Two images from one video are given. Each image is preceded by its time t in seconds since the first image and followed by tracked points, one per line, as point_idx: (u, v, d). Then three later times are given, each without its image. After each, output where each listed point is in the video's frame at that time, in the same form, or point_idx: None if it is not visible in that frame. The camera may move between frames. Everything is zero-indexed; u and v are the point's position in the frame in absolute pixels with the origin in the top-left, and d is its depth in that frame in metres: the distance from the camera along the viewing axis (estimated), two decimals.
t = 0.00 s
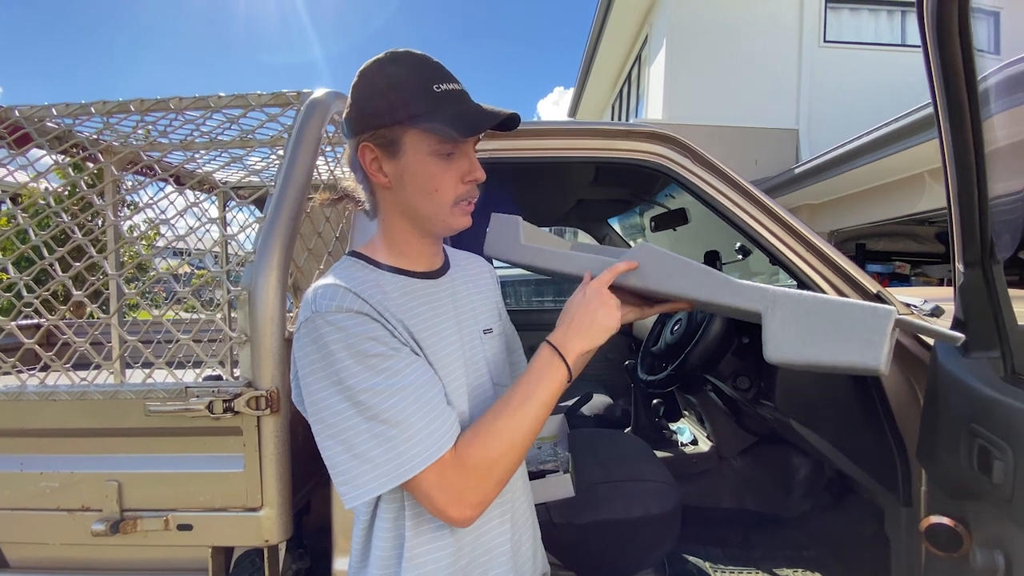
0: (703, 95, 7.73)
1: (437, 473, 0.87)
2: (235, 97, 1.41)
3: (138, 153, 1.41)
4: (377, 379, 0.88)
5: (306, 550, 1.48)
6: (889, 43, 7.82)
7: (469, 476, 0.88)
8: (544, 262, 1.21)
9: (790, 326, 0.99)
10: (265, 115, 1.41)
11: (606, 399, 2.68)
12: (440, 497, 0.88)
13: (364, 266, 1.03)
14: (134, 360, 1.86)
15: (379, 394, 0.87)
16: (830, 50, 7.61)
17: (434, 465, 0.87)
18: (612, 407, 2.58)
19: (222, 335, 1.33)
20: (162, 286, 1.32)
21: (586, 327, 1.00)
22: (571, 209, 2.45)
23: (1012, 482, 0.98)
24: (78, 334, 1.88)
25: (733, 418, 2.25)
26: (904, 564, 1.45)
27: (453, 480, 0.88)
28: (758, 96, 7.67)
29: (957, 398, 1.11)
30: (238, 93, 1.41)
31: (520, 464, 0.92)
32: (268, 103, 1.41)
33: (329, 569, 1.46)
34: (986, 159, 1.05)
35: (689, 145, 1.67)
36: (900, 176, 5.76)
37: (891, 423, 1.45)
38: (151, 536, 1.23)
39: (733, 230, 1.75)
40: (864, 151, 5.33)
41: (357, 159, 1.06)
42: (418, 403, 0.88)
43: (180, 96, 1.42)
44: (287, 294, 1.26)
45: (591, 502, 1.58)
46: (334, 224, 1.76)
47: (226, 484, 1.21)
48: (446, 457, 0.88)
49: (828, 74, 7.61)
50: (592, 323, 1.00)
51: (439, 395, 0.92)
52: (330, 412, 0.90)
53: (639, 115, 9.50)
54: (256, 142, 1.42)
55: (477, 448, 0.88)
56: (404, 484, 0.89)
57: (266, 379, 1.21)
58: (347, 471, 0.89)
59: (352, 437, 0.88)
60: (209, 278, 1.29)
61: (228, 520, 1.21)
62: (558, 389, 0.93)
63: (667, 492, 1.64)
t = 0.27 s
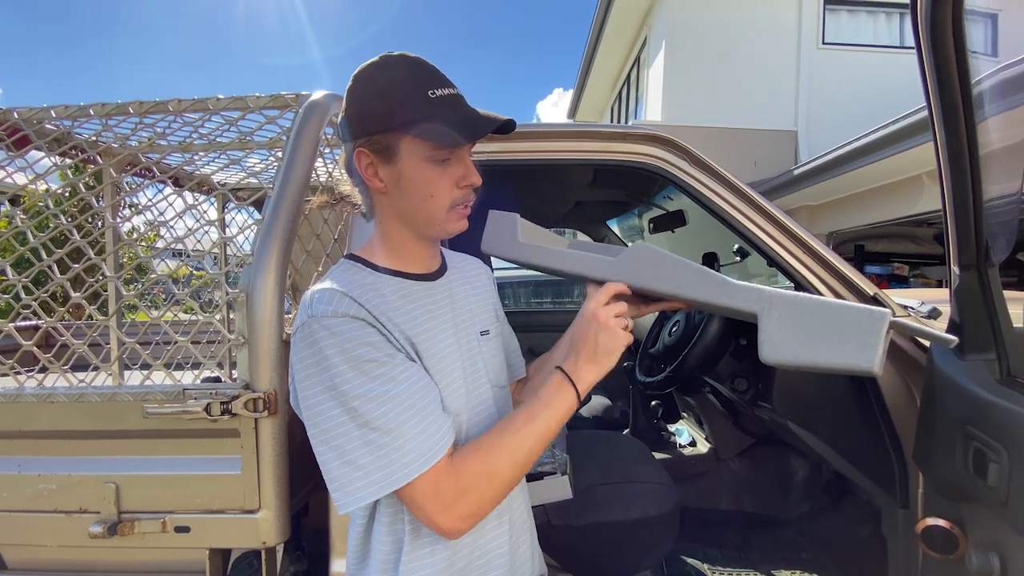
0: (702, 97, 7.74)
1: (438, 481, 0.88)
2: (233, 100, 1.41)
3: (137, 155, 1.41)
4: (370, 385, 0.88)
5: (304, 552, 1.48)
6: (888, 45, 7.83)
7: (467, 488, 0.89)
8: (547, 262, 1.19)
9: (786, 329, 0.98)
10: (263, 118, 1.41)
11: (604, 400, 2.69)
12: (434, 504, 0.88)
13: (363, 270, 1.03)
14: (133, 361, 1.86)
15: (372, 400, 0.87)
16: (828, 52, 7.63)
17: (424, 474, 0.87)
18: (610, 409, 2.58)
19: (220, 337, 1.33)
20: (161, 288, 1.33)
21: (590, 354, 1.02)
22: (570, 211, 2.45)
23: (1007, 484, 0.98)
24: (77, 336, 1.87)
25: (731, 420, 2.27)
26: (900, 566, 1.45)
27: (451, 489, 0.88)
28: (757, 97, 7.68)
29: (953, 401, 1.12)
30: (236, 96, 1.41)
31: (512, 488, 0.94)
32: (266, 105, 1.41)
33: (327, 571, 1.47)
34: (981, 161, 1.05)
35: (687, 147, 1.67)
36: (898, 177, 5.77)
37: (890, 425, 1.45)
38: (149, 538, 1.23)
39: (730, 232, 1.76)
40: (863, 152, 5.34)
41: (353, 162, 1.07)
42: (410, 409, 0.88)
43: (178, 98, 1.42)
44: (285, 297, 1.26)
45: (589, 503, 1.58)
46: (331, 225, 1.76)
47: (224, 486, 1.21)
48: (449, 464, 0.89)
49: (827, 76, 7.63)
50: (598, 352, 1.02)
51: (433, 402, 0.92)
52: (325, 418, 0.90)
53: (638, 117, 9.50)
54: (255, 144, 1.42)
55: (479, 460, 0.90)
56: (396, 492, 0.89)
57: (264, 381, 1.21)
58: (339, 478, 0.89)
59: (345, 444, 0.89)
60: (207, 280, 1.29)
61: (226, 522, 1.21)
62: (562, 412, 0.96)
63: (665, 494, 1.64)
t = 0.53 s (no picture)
0: (702, 98, 7.74)
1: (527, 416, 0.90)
2: (233, 102, 1.41)
3: (137, 157, 1.42)
4: (382, 355, 0.89)
5: (304, 553, 1.48)
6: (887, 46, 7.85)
7: (551, 428, 0.90)
8: (554, 260, 1.18)
9: (784, 329, 0.98)
10: (263, 120, 1.41)
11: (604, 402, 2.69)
12: (513, 433, 0.88)
13: (364, 272, 1.04)
14: (133, 363, 1.86)
15: (389, 369, 0.89)
16: (827, 54, 7.64)
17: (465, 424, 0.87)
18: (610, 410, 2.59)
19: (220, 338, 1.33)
20: (160, 289, 1.33)
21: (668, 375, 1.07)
22: (569, 212, 2.46)
23: (1004, 486, 0.98)
24: (77, 338, 1.88)
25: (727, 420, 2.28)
26: (900, 568, 1.45)
27: (533, 426, 0.89)
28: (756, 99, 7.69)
29: (951, 403, 1.12)
30: (236, 98, 1.41)
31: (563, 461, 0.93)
32: (266, 108, 1.41)
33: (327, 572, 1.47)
34: (978, 163, 1.05)
35: (686, 149, 1.68)
36: (897, 179, 5.78)
37: (889, 429, 1.47)
38: (148, 540, 1.23)
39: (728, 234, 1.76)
40: (862, 154, 5.35)
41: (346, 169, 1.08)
42: (430, 368, 0.89)
43: (179, 100, 1.43)
44: (285, 298, 1.26)
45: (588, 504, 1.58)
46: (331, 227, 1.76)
47: (223, 487, 1.22)
48: (541, 405, 0.92)
49: (826, 77, 7.64)
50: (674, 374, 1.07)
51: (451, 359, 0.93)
52: (352, 403, 0.91)
53: (638, 118, 9.51)
54: (255, 146, 1.42)
55: (574, 406, 0.92)
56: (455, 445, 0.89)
57: (263, 383, 1.21)
58: (384, 455, 0.90)
59: (378, 419, 0.89)
60: (207, 282, 1.29)
61: (225, 523, 1.21)
62: (638, 399, 0.98)
63: (665, 496, 1.64)
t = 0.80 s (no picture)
0: (701, 100, 7.75)
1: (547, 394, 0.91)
2: (234, 104, 1.42)
3: (138, 159, 1.42)
4: (387, 345, 0.89)
5: (304, 554, 1.48)
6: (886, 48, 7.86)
7: (571, 407, 0.90)
8: (546, 261, 1.19)
9: (776, 313, 0.96)
10: (264, 121, 1.42)
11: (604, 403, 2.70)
12: (530, 410, 0.88)
13: (364, 273, 1.04)
14: (133, 364, 1.86)
15: (394, 360, 0.89)
16: (826, 56, 7.66)
17: (473, 408, 0.87)
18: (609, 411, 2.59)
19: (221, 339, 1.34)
20: (162, 290, 1.33)
21: (685, 368, 1.07)
22: (568, 214, 2.46)
23: (1002, 486, 0.98)
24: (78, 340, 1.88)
25: (728, 420, 2.25)
26: (899, 568, 1.46)
27: (554, 404, 0.90)
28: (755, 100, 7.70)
29: (950, 404, 1.12)
30: (237, 100, 1.42)
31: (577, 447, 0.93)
32: (266, 109, 1.42)
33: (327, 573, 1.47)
34: (976, 165, 1.06)
35: (684, 150, 1.68)
36: (897, 180, 5.79)
37: (888, 431, 1.49)
38: (149, 540, 1.23)
39: (727, 235, 1.77)
40: (861, 155, 5.36)
41: (342, 176, 1.09)
42: (434, 355, 0.90)
43: (179, 102, 1.43)
44: (285, 299, 1.27)
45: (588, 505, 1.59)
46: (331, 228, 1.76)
47: (224, 488, 1.22)
48: (563, 384, 0.93)
49: (825, 79, 7.66)
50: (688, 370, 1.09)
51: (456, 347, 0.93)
52: (359, 397, 0.92)
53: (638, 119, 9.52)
54: (255, 147, 1.43)
55: (599, 385, 0.93)
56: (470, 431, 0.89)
57: (264, 384, 1.21)
58: (396, 445, 0.90)
59: (387, 408, 0.90)
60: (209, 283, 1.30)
61: (226, 524, 1.22)
62: (655, 386, 0.98)
63: (664, 496, 1.64)
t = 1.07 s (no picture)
0: (701, 101, 7.76)
1: (485, 453, 0.85)
2: (236, 105, 1.42)
3: (141, 160, 1.43)
4: (355, 368, 0.88)
5: (306, 554, 1.48)
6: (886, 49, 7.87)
7: (508, 470, 0.84)
8: (550, 262, 1.19)
9: (778, 305, 0.96)
10: (266, 123, 1.43)
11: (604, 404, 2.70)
12: (462, 471, 0.83)
13: (365, 275, 1.05)
14: (135, 365, 1.87)
15: (361, 384, 0.88)
16: (826, 57, 7.67)
17: (422, 451, 0.83)
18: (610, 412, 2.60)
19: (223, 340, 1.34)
20: (163, 290, 1.33)
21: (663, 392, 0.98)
22: (569, 215, 2.47)
23: (1001, 486, 0.98)
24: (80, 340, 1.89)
25: (728, 419, 2.22)
26: (899, 567, 1.46)
27: (487, 469, 0.84)
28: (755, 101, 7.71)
29: (950, 404, 1.13)
30: (239, 101, 1.43)
31: (521, 504, 0.87)
32: (269, 111, 1.43)
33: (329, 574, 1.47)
34: (974, 166, 1.06)
35: (685, 151, 1.69)
36: (897, 181, 5.80)
37: (888, 430, 1.50)
38: (152, 540, 1.24)
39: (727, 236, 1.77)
40: (861, 156, 5.37)
41: (347, 175, 1.09)
42: (400, 385, 0.87)
43: (182, 104, 1.44)
44: (287, 300, 1.27)
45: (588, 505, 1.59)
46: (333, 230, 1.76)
47: (226, 487, 1.22)
48: (509, 438, 0.86)
49: (825, 80, 7.67)
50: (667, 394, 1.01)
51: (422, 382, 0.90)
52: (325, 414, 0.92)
53: (638, 120, 9.53)
54: (257, 148, 1.44)
55: (542, 445, 0.86)
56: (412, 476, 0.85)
57: (266, 384, 1.22)
58: (350, 470, 0.89)
59: (344, 434, 0.88)
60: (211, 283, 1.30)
61: (229, 524, 1.22)
62: (615, 429, 0.91)
63: (664, 496, 1.65)
